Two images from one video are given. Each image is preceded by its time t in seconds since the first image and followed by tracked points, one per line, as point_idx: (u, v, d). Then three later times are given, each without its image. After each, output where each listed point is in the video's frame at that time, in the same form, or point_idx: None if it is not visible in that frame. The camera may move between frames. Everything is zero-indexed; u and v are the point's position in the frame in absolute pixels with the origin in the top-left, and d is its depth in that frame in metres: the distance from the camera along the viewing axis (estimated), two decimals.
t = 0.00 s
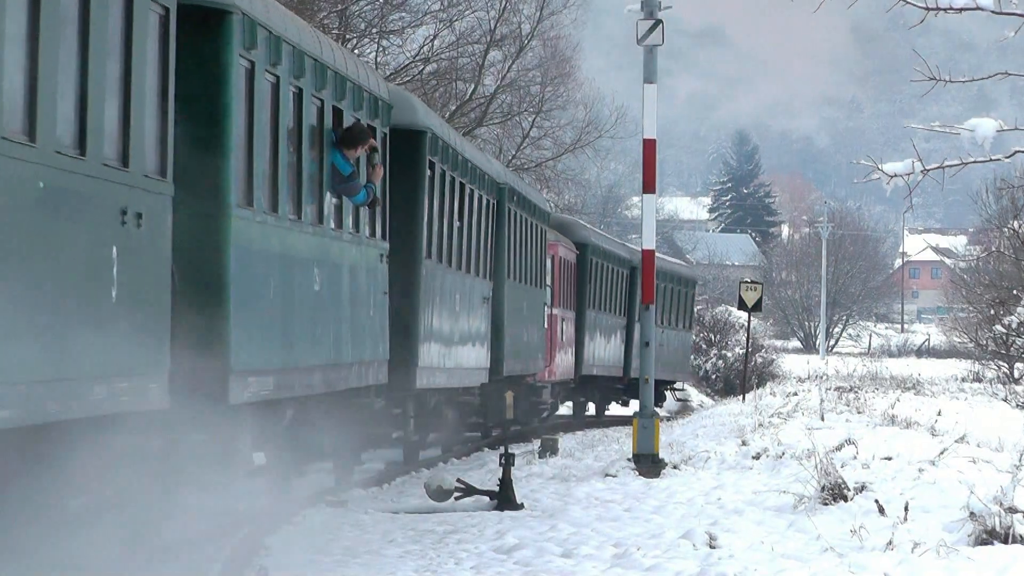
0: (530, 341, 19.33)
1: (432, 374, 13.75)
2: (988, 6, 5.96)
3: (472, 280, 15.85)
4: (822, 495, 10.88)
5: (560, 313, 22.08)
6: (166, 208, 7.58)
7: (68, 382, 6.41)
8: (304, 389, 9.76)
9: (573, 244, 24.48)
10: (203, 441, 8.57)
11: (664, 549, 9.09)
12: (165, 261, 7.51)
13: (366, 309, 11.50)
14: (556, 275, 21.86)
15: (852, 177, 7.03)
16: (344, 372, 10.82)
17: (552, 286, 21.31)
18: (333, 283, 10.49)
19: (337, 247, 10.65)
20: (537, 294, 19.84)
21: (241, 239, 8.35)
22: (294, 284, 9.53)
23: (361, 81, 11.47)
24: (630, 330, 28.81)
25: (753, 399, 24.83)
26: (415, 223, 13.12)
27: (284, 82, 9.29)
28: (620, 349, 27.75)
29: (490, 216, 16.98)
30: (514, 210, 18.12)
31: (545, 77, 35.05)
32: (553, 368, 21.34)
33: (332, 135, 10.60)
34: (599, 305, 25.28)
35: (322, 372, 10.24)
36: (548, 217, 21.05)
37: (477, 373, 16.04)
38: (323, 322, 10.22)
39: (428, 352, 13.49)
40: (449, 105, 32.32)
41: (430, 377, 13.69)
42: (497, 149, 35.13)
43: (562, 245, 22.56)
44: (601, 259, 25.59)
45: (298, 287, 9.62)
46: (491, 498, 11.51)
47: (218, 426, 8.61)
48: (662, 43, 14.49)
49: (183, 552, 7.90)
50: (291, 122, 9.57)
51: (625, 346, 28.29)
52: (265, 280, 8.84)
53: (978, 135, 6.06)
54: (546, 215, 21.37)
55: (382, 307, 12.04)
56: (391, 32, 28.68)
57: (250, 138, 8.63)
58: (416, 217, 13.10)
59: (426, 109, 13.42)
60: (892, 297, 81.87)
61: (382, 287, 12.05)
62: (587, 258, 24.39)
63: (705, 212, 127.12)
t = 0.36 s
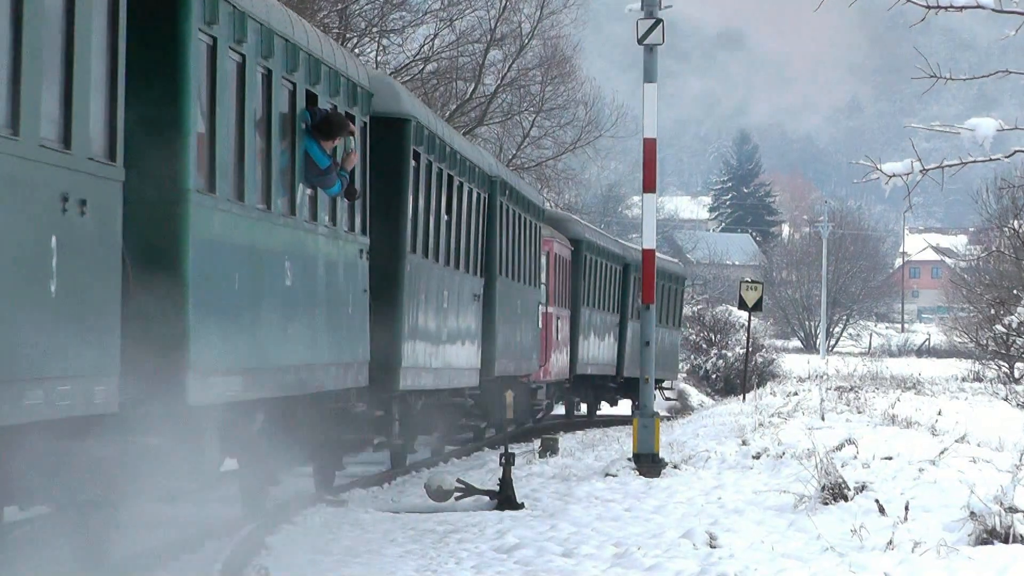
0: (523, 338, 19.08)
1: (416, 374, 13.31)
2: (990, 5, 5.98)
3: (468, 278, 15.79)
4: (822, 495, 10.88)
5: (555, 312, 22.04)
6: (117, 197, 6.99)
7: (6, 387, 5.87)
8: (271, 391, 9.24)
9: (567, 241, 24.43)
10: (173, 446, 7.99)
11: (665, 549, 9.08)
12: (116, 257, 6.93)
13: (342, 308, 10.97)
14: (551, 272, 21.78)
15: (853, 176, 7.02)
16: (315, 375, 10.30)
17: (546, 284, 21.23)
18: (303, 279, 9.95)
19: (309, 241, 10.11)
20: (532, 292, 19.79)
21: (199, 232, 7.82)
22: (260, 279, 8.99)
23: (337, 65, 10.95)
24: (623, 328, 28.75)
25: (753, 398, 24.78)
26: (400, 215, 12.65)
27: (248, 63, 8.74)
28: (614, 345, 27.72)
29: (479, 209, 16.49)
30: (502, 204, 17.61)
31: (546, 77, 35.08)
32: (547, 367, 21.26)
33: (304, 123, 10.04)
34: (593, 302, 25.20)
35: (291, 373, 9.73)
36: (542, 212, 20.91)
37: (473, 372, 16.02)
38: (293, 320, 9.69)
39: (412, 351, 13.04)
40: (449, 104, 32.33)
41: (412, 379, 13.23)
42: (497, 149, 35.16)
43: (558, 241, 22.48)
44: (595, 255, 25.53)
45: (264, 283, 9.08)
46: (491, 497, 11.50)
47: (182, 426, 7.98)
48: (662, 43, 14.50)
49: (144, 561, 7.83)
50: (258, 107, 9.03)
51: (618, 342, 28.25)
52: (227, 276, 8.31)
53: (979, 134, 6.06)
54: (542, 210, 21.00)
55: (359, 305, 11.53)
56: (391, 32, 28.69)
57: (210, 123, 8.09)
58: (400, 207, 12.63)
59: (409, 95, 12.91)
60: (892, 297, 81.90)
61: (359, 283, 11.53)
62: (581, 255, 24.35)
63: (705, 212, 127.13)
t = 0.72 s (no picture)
0: (514, 338, 18.63)
1: (398, 375, 12.66)
2: (989, 4, 5.97)
3: (462, 276, 15.67)
4: (821, 494, 10.88)
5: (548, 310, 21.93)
6: (55, 180, 6.35)
7: None
8: (235, 391, 8.55)
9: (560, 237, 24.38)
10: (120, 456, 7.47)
11: (664, 549, 9.07)
12: (50, 248, 6.31)
13: (314, 303, 10.28)
14: (544, 269, 21.66)
15: (851, 177, 7.01)
16: (304, 374, 10.10)
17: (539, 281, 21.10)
18: (272, 274, 9.23)
19: (278, 234, 9.38)
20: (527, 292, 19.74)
21: (154, 221, 7.12)
22: (222, 272, 8.26)
23: (308, 47, 10.21)
24: (615, 326, 28.65)
25: (753, 398, 24.73)
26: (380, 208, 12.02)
27: (207, 42, 7.95)
28: (606, 345, 27.61)
29: (465, 204, 15.88)
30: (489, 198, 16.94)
31: (545, 77, 35.08)
32: (540, 366, 21.15)
33: (270, 107, 9.24)
34: (585, 300, 25.09)
35: (279, 371, 9.54)
36: (535, 209, 20.65)
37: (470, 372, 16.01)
38: (261, 316, 9.00)
39: (394, 350, 12.42)
40: (448, 105, 32.30)
41: (394, 380, 12.55)
42: (496, 149, 35.14)
43: (552, 238, 22.34)
44: (587, 252, 25.47)
45: (227, 275, 8.34)
46: (491, 497, 11.49)
47: (125, 430, 7.32)
48: (661, 43, 14.49)
49: (145, 561, 7.87)
50: (221, 91, 8.27)
51: (609, 343, 28.05)
52: (185, 269, 7.62)
53: (978, 133, 6.05)
54: (531, 206, 20.39)
55: (332, 301, 10.86)
56: (390, 32, 28.67)
57: (166, 111, 7.33)
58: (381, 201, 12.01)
59: (389, 83, 12.27)
60: (891, 297, 81.94)
61: (332, 278, 10.85)
62: (574, 251, 24.31)
63: (705, 212, 127.22)
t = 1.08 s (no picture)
0: (506, 337, 18.11)
1: (379, 377, 11.96)
2: (987, 6, 5.98)
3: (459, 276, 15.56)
4: (822, 495, 10.88)
5: (543, 309, 21.70)
6: None
7: None
8: (187, 399, 7.75)
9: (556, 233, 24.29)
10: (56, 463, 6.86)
11: (664, 549, 9.07)
12: None
13: (285, 304, 9.57)
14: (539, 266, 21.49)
15: (852, 176, 7.00)
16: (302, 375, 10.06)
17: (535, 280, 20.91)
18: (234, 270, 8.50)
19: (242, 227, 8.67)
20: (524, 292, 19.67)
21: (94, 207, 6.40)
22: (179, 268, 7.55)
23: (279, 27, 9.48)
24: (608, 324, 28.46)
25: (754, 398, 24.72)
26: (361, 198, 11.38)
27: (163, 17, 7.27)
28: (600, 346, 27.41)
29: (455, 199, 15.34)
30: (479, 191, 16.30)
31: (545, 77, 35.09)
32: (534, 366, 20.95)
33: (236, 91, 8.55)
34: (580, 298, 25.00)
35: (277, 372, 9.49)
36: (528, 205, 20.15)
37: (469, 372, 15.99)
38: (221, 316, 8.26)
39: (375, 349, 11.71)
40: (449, 105, 32.28)
41: (393, 380, 12.53)
42: (497, 149, 35.14)
43: (547, 235, 22.03)
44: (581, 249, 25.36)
45: (186, 273, 7.64)
46: (491, 497, 11.50)
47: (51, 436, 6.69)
48: (662, 43, 14.48)
49: (148, 558, 7.90)
50: (180, 70, 7.59)
51: (603, 343, 27.82)
52: (131, 262, 6.88)
53: (978, 135, 6.05)
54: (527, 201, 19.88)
55: (306, 300, 10.17)
56: (390, 32, 28.64)
57: (114, 87, 6.66)
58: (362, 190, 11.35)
59: (371, 68, 11.62)
60: (892, 297, 81.96)
61: (307, 276, 10.17)
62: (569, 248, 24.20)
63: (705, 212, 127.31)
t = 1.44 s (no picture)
0: (497, 337, 17.67)
1: (359, 381, 11.43)
2: (989, 6, 5.96)
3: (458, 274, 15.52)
4: (823, 495, 10.86)
5: (537, 309, 21.23)
6: None
7: None
8: (137, 405, 7.12)
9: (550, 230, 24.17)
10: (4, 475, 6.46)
11: (664, 549, 9.07)
12: None
13: (251, 301, 8.91)
14: (533, 264, 21.09)
15: (854, 177, 6.98)
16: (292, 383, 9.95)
17: (528, 279, 20.52)
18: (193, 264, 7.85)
19: (203, 217, 8.04)
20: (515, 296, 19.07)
21: (30, 191, 5.85)
22: (136, 264, 7.02)
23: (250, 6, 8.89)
24: (603, 323, 28.17)
25: (756, 398, 24.72)
26: (337, 190, 10.82)
27: None
28: (594, 346, 27.22)
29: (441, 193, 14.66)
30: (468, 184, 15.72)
31: (546, 78, 35.09)
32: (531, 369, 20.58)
33: (199, 71, 7.96)
34: (574, 296, 24.90)
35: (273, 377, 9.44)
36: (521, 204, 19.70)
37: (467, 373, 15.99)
38: (178, 314, 7.62)
39: (354, 351, 11.17)
40: (450, 105, 32.27)
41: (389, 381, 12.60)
42: (498, 149, 35.18)
43: (541, 233, 21.78)
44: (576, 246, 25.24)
45: (143, 268, 7.11)
46: (492, 497, 11.49)
47: None
48: (663, 43, 14.45)
49: (147, 560, 7.90)
50: (134, 45, 7.01)
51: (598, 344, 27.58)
52: (72, 255, 6.29)
53: (978, 134, 6.05)
54: (519, 198, 19.42)
55: (277, 297, 9.53)
56: (392, 32, 28.60)
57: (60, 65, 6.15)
58: (338, 182, 10.80)
59: (348, 54, 11.02)
60: (892, 297, 82.01)
61: (279, 270, 9.53)
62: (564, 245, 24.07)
63: (706, 212, 127.42)
